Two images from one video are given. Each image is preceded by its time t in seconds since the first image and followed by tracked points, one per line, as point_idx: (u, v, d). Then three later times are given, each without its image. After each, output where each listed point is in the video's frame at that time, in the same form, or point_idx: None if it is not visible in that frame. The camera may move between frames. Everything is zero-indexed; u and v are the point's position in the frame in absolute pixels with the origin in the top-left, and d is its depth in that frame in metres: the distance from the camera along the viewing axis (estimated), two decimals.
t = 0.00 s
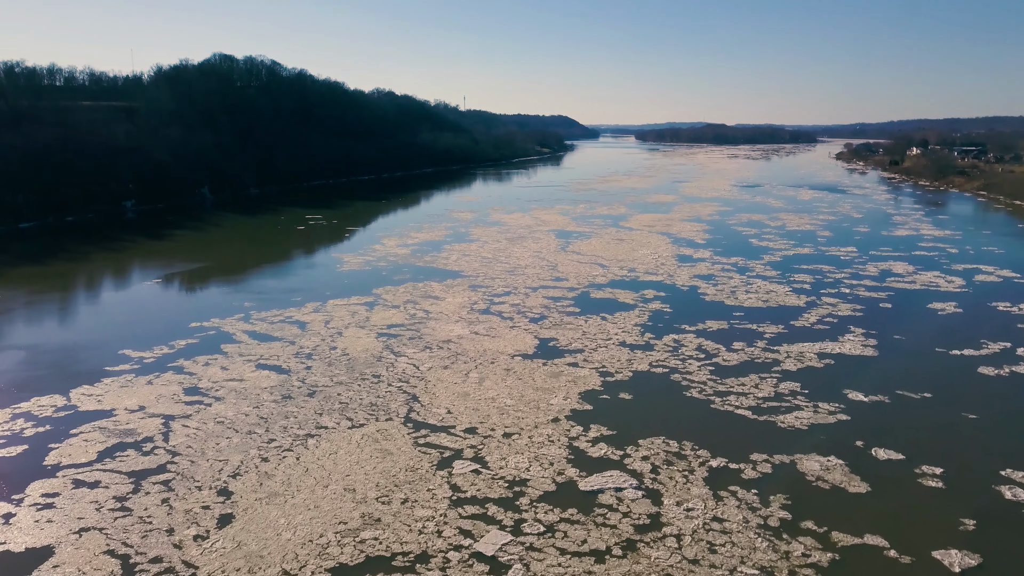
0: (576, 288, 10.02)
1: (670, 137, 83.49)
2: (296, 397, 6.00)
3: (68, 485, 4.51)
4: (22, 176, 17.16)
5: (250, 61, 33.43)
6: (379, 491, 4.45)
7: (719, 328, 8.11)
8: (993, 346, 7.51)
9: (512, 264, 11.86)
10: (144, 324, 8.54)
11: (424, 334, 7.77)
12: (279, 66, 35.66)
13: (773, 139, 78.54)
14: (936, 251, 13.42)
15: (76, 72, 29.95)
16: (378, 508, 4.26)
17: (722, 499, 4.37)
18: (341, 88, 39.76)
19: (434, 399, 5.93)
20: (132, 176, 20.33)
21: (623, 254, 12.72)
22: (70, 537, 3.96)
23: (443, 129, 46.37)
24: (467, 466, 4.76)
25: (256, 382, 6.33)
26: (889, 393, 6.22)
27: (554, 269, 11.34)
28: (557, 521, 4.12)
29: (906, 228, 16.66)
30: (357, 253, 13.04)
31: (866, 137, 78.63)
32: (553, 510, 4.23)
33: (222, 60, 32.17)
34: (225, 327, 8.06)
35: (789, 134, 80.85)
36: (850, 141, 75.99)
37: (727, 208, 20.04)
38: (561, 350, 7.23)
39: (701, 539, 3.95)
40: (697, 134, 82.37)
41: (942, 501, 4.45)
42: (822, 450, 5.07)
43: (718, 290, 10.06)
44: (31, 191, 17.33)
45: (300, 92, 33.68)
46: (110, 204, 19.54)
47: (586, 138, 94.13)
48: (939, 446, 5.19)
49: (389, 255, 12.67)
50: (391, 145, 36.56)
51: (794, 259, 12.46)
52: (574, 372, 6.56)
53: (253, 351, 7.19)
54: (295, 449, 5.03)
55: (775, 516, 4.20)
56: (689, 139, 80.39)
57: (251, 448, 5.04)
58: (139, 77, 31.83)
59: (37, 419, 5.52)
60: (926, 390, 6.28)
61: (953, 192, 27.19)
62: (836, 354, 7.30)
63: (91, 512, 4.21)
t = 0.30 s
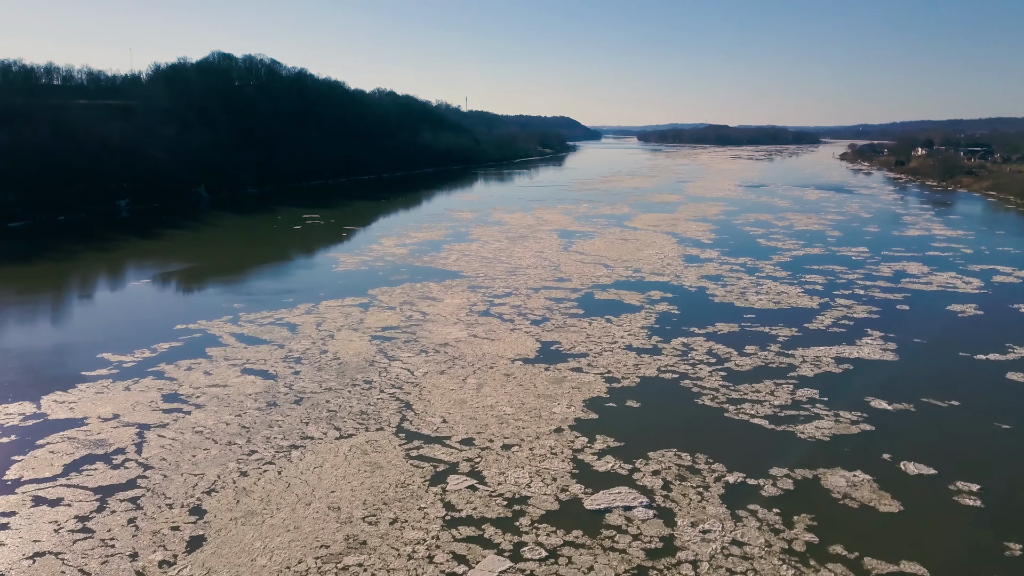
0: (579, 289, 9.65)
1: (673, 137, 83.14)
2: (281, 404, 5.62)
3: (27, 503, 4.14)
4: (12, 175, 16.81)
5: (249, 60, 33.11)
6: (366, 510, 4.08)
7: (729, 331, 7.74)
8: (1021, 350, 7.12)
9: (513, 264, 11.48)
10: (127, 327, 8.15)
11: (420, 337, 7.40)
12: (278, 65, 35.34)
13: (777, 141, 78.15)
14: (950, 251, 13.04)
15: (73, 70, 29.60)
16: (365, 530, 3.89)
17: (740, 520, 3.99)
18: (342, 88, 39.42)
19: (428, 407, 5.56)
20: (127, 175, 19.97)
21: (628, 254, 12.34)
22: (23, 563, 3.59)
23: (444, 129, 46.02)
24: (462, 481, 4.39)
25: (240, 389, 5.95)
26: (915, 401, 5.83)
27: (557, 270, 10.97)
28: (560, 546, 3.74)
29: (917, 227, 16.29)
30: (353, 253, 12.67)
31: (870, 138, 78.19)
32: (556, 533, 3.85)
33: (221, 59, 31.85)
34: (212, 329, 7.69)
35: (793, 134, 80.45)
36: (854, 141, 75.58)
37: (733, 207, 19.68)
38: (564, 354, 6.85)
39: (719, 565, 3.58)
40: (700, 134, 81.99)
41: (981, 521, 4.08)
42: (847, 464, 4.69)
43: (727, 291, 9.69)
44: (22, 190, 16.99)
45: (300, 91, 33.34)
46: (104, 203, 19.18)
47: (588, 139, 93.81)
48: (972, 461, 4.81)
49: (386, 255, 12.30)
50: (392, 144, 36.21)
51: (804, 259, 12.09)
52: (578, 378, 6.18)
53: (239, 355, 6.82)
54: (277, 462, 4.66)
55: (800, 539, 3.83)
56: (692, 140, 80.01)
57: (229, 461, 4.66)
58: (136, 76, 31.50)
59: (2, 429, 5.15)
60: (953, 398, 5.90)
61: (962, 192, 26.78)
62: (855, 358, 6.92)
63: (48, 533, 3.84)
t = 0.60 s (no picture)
0: (583, 290, 9.24)
1: (675, 138, 82.72)
2: (263, 414, 5.22)
3: None
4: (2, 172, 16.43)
5: (248, 58, 32.74)
6: (348, 535, 3.68)
7: (742, 334, 7.34)
8: None
9: (514, 264, 11.08)
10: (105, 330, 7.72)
11: (415, 341, 6.99)
12: (278, 63, 34.98)
13: (780, 141, 77.71)
14: (965, 251, 12.61)
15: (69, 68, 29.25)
16: (347, 558, 3.49)
17: (765, 547, 3.60)
18: (343, 87, 39.04)
19: (421, 417, 5.16)
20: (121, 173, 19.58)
21: (633, 253, 11.93)
22: None
23: (446, 129, 45.66)
24: (456, 501, 3.99)
25: (221, 397, 5.55)
26: (946, 410, 5.43)
27: (559, 269, 10.58)
28: None
29: (930, 227, 15.86)
30: (349, 253, 12.28)
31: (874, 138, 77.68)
32: (560, 563, 3.46)
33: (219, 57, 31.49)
34: (195, 332, 7.29)
35: (796, 134, 79.98)
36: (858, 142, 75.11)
37: (738, 207, 19.27)
38: (567, 360, 6.45)
39: None
40: (703, 135, 81.55)
41: None
42: (878, 482, 4.29)
43: (737, 292, 9.27)
44: (11, 188, 16.60)
45: (299, 90, 32.96)
46: (97, 202, 18.81)
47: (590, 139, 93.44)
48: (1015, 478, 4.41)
49: (383, 254, 11.91)
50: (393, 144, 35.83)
51: (816, 259, 11.69)
52: (582, 385, 5.77)
53: (223, 360, 6.43)
54: (254, 478, 4.27)
55: (833, 570, 3.43)
56: (695, 140, 79.58)
57: (202, 477, 4.27)
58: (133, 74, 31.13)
59: None
60: (986, 408, 5.50)
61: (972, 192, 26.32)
62: (877, 363, 6.50)
63: None
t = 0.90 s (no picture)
0: (586, 290, 8.88)
1: (677, 139, 82.37)
2: (245, 423, 4.86)
3: None
4: None
5: (246, 57, 32.41)
6: (328, 561, 3.32)
7: (754, 337, 6.96)
8: None
9: (515, 264, 10.72)
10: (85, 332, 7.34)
11: (410, 344, 6.63)
12: (277, 62, 34.67)
13: (783, 142, 77.36)
14: (980, 251, 12.23)
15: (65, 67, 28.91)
16: None
17: None
18: (342, 86, 38.68)
19: (416, 426, 4.79)
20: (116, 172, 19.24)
21: (638, 253, 11.58)
22: None
23: (447, 129, 45.34)
24: (449, 523, 3.62)
25: (200, 404, 5.18)
26: (977, 420, 5.05)
27: (562, 269, 10.22)
28: None
29: (941, 227, 15.48)
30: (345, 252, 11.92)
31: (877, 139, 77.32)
32: None
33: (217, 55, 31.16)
34: (179, 335, 6.91)
35: (799, 135, 79.61)
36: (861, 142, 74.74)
37: (744, 206, 18.92)
38: (571, 364, 6.08)
39: None
40: (705, 136, 81.21)
41: None
42: (912, 501, 3.91)
43: (748, 293, 8.91)
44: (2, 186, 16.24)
45: (298, 89, 32.60)
46: (90, 200, 18.46)
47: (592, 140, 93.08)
48: None
49: (380, 254, 11.55)
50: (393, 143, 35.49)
51: (826, 259, 11.32)
52: (586, 392, 5.40)
53: (205, 364, 6.06)
54: (229, 495, 3.90)
55: None
56: (696, 141, 79.26)
57: (172, 494, 3.90)
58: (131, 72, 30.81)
59: None
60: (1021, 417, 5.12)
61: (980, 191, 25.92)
62: (899, 368, 6.12)
63: None
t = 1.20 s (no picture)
0: (591, 290, 8.48)
1: (681, 139, 82.02)
2: (222, 434, 4.47)
3: None
4: None
5: (246, 55, 32.08)
6: None
7: (770, 340, 6.57)
8: None
9: (516, 263, 10.34)
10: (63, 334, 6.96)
11: (404, 347, 6.23)
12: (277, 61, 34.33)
13: (787, 143, 76.99)
14: (998, 250, 11.82)
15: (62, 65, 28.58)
16: None
17: None
18: (342, 85, 38.30)
19: (408, 438, 4.41)
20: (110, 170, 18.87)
21: (644, 252, 11.19)
22: None
23: (449, 129, 45.00)
24: (440, 550, 3.23)
25: (175, 413, 4.79)
26: (1018, 431, 4.64)
27: (565, 269, 9.83)
28: None
29: (955, 225, 15.07)
30: (341, 250, 11.55)
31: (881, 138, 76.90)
32: None
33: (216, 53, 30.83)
34: (159, 337, 6.52)
35: (803, 135, 79.19)
36: (865, 142, 74.32)
37: (751, 205, 18.53)
38: (575, 368, 5.68)
39: None
40: (708, 137, 80.82)
41: None
42: (956, 523, 3.52)
43: (760, 293, 8.52)
44: None
45: (298, 88, 32.22)
46: (83, 199, 18.11)
47: (595, 140, 92.79)
48: None
49: (377, 252, 11.18)
50: (394, 143, 35.13)
51: (839, 258, 10.92)
52: (592, 399, 5.01)
53: (185, 369, 5.67)
54: (196, 516, 3.52)
55: None
56: (699, 142, 78.87)
57: (135, 514, 3.52)
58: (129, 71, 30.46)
59: None
60: None
61: (991, 190, 25.48)
62: (927, 374, 5.72)
63: None
